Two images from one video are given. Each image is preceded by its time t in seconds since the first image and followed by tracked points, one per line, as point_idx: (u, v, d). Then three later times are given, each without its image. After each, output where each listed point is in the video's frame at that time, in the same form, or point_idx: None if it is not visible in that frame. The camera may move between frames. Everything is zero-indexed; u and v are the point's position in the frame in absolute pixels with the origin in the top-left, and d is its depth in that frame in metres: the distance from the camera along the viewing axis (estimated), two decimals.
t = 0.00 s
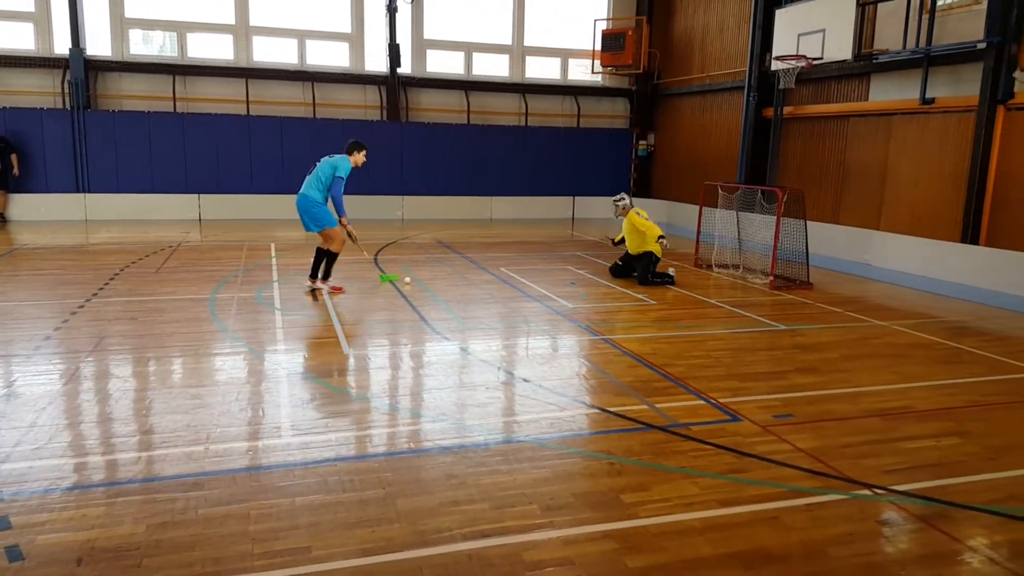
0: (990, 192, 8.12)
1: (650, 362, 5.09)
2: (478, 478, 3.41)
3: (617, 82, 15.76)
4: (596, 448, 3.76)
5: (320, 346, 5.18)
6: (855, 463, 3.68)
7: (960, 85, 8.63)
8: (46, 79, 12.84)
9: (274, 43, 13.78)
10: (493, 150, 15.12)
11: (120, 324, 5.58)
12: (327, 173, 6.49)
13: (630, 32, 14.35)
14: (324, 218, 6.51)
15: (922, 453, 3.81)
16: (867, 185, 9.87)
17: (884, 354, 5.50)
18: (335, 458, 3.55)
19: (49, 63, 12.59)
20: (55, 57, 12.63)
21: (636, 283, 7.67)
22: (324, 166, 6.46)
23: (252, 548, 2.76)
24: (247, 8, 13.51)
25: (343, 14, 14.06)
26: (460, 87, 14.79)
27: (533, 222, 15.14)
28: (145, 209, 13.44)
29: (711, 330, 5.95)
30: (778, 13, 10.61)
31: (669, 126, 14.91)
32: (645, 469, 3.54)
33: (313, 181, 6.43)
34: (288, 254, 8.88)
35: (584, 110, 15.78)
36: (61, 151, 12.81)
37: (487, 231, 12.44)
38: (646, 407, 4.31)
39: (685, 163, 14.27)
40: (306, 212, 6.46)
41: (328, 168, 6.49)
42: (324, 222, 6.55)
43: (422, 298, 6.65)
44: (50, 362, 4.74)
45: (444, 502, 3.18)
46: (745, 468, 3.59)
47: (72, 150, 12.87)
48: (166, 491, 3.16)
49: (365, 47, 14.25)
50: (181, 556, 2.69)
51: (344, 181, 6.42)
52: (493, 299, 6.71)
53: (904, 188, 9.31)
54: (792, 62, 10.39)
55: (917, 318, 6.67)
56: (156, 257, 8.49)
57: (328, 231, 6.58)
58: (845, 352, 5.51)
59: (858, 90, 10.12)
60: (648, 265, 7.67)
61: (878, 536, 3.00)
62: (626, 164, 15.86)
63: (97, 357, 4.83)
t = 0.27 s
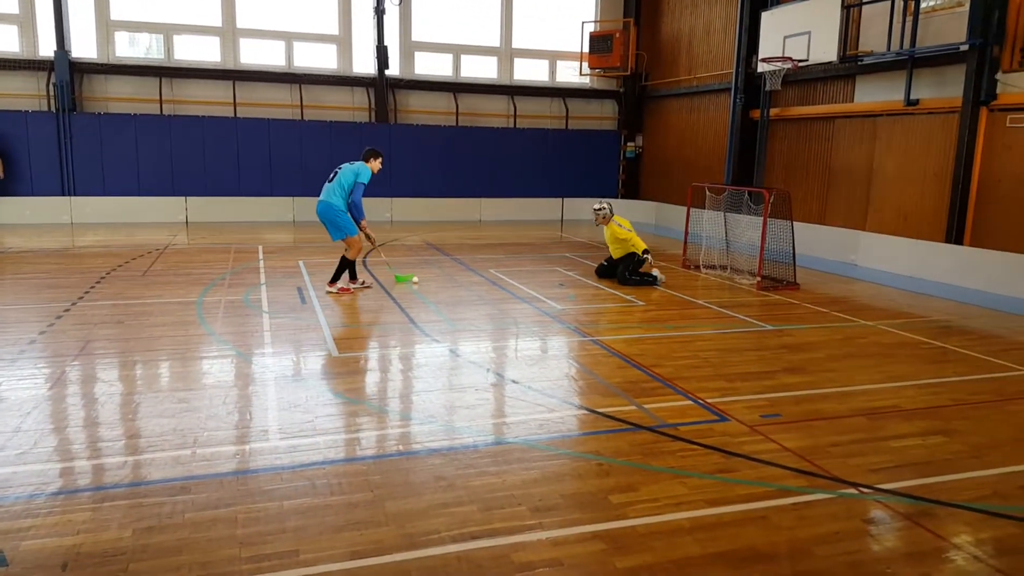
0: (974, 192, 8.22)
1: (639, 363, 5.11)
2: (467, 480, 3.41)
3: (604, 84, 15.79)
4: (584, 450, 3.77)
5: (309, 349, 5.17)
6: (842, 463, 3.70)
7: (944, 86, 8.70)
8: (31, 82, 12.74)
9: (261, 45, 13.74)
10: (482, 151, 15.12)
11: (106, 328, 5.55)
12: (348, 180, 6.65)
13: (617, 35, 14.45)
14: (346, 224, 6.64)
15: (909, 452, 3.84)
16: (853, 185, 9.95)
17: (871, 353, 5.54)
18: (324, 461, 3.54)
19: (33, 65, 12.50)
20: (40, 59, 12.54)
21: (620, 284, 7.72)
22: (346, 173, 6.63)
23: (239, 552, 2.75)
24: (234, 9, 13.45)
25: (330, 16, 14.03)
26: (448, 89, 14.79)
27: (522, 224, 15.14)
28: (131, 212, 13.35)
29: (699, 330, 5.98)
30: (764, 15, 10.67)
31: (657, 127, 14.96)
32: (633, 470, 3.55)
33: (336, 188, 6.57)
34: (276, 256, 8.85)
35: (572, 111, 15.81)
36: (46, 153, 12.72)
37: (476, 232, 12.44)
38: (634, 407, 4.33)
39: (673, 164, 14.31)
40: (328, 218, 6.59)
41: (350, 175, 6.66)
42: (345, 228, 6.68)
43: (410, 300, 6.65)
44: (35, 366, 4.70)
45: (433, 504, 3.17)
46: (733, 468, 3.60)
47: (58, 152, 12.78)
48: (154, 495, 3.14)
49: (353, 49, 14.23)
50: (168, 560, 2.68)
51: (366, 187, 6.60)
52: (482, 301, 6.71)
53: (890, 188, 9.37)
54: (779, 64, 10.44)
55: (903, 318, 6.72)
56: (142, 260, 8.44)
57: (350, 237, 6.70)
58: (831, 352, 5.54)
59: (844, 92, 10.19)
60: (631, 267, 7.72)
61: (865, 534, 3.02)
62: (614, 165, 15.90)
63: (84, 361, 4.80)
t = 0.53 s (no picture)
0: (963, 190, 8.27)
1: (630, 362, 5.12)
2: (459, 479, 3.41)
3: (595, 83, 15.81)
4: (576, 448, 3.78)
5: (301, 349, 5.17)
6: (832, 459, 3.72)
7: (934, 84, 8.74)
8: (19, 82, 12.67)
9: (250, 45, 13.70)
10: (473, 151, 15.11)
11: (96, 329, 5.53)
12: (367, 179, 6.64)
13: (608, 33, 14.42)
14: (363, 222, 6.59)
15: (898, 449, 3.86)
16: (844, 183, 9.99)
17: (861, 350, 5.56)
18: (317, 461, 3.53)
19: (21, 66, 12.43)
20: (28, 59, 12.47)
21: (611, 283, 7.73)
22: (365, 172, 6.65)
23: (231, 552, 2.74)
24: (223, 9, 13.41)
25: (320, 15, 14.00)
26: (439, 89, 14.77)
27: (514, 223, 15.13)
28: (121, 213, 13.28)
29: (690, 329, 6.00)
30: (754, 13, 10.70)
31: (648, 127, 15.00)
32: (625, 467, 3.56)
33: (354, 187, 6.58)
34: (266, 257, 8.82)
35: (563, 111, 15.82)
36: (35, 154, 12.65)
37: (468, 232, 12.43)
38: (626, 406, 4.34)
39: (664, 163, 14.34)
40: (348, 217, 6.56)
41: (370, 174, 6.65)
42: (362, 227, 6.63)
43: (402, 300, 6.64)
44: (25, 368, 4.68)
45: (426, 503, 3.17)
46: (724, 465, 3.62)
47: (47, 153, 12.71)
48: (145, 496, 3.13)
49: (343, 48, 14.20)
50: (159, 561, 2.67)
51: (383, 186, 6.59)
52: (474, 300, 6.71)
53: (880, 186, 9.42)
54: (769, 63, 10.48)
55: (893, 315, 6.75)
56: (133, 261, 8.40)
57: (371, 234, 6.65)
58: (822, 349, 5.57)
59: (834, 90, 10.23)
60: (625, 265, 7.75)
61: (855, 530, 3.04)
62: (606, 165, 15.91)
63: (75, 363, 4.77)
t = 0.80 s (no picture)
0: (953, 187, 8.30)
1: (623, 360, 5.12)
2: (451, 479, 3.40)
3: (587, 82, 15.82)
4: (569, 446, 3.77)
5: (293, 349, 5.15)
6: (824, 456, 3.73)
7: (923, 81, 8.78)
8: (7, 83, 12.59)
9: (241, 44, 13.64)
10: (465, 149, 15.08)
11: (86, 331, 5.50)
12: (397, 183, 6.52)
13: (599, 32, 14.45)
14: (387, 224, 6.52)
15: (890, 444, 3.87)
16: (835, 180, 10.02)
17: (852, 347, 5.58)
18: (309, 462, 3.52)
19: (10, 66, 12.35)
20: (16, 60, 12.40)
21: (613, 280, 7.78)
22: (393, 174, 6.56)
23: (223, 554, 2.73)
24: (213, 8, 13.34)
25: (311, 14, 13.95)
26: (431, 87, 14.75)
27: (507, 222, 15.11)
28: (111, 214, 13.22)
29: (683, 326, 6.00)
30: (745, 11, 10.71)
31: (640, 125, 15.03)
32: (617, 465, 3.56)
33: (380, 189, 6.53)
34: (258, 257, 8.79)
35: (555, 109, 15.81)
36: (24, 156, 12.58)
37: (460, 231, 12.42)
38: (619, 404, 4.34)
39: (656, 161, 14.35)
40: (379, 223, 6.46)
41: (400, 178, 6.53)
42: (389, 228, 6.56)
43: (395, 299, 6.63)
44: (14, 369, 4.65)
45: (418, 503, 3.16)
46: (717, 462, 3.62)
47: (36, 154, 12.63)
48: (136, 499, 3.11)
49: (334, 47, 14.16)
50: (150, 564, 2.65)
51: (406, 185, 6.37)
52: (466, 299, 6.70)
53: (871, 183, 9.45)
54: (760, 60, 10.51)
55: (884, 312, 6.78)
56: (123, 262, 8.36)
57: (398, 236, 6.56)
58: (814, 346, 5.58)
59: (824, 87, 10.26)
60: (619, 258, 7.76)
61: (847, 526, 3.04)
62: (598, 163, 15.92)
63: (65, 365, 4.74)
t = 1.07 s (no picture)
0: (943, 185, 8.34)
1: (616, 359, 5.13)
2: (445, 478, 3.40)
3: (579, 81, 15.83)
4: (562, 445, 3.78)
5: (285, 350, 5.14)
6: (816, 453, 3.74)
7: (914, 80, 8.83)
8: None
9: (232, 43, 13.59)
10: (457, 149, 15.06)
11: (77, 332, 5.47)
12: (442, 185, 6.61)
13: (591, 31, 14.47)
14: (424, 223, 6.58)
15: (882, 442, 3.89)
16: (826, 179, 10.06)
17: (844, 345, 5.60)
18: (302, 462, 3.51)
19: None
20: (5, 60, 12.32)
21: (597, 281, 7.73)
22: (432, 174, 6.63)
23: (216, 555, 2.72)
24: (204, 7, 13.28)
25: (302, 13, 13.91)
26: (423, 87, 14.72)
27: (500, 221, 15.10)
28: (101, 215, 13.15)
29: (676, 325, 6.01)
30: (736, 10, 10.73)
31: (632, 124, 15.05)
32: (610, 464, 3.57)
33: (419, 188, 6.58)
34: (250, 257, 8.76)
35: (548, 108, 15.81)
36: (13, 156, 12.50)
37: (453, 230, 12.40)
38: (611, 403, 4.34)
39: (649, 160, 14.37)
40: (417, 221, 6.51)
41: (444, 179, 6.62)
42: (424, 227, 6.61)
43: (388, 299, 6.62)
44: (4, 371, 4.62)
45: (412, 503, 3.16)
46: (710, 460, 3.63)
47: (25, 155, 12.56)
48: (129, 500, 3.10)
49: (326, 46, 14.12)
50: (143, 565, 2.64)
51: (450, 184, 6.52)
52: (460, 299, 6.70)
53: (862, 182, 9.48)
54: (751, 59, 10.54)
55: (876, 310, 6.80)
56: (114, 262, 8.32)
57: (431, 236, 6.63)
58: (806, 344, 5.60)
59: (815, 86, 10.30)
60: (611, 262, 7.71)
61: (840, 523, 3.06)
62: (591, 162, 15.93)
63: (56, 366, 4.72)
